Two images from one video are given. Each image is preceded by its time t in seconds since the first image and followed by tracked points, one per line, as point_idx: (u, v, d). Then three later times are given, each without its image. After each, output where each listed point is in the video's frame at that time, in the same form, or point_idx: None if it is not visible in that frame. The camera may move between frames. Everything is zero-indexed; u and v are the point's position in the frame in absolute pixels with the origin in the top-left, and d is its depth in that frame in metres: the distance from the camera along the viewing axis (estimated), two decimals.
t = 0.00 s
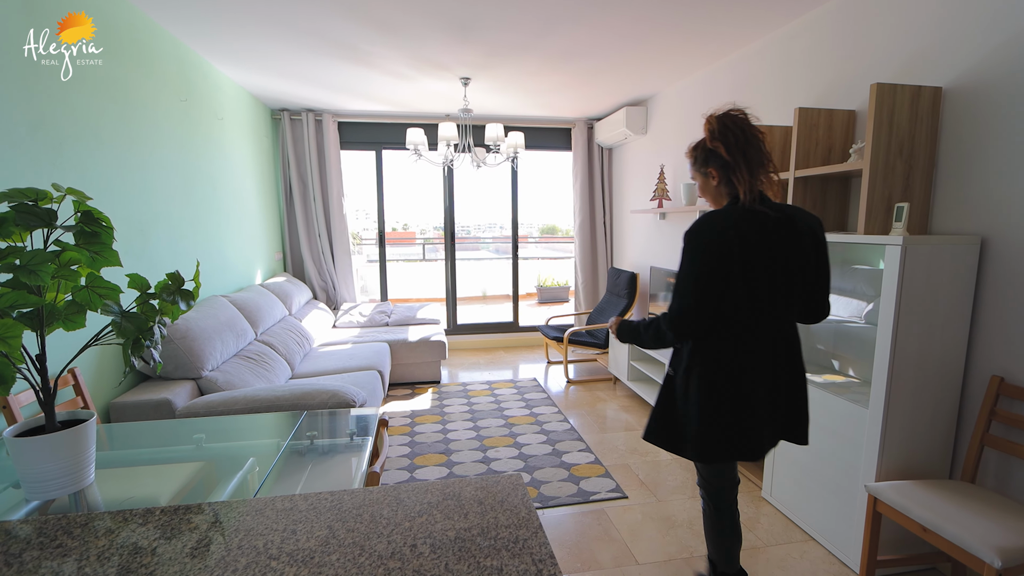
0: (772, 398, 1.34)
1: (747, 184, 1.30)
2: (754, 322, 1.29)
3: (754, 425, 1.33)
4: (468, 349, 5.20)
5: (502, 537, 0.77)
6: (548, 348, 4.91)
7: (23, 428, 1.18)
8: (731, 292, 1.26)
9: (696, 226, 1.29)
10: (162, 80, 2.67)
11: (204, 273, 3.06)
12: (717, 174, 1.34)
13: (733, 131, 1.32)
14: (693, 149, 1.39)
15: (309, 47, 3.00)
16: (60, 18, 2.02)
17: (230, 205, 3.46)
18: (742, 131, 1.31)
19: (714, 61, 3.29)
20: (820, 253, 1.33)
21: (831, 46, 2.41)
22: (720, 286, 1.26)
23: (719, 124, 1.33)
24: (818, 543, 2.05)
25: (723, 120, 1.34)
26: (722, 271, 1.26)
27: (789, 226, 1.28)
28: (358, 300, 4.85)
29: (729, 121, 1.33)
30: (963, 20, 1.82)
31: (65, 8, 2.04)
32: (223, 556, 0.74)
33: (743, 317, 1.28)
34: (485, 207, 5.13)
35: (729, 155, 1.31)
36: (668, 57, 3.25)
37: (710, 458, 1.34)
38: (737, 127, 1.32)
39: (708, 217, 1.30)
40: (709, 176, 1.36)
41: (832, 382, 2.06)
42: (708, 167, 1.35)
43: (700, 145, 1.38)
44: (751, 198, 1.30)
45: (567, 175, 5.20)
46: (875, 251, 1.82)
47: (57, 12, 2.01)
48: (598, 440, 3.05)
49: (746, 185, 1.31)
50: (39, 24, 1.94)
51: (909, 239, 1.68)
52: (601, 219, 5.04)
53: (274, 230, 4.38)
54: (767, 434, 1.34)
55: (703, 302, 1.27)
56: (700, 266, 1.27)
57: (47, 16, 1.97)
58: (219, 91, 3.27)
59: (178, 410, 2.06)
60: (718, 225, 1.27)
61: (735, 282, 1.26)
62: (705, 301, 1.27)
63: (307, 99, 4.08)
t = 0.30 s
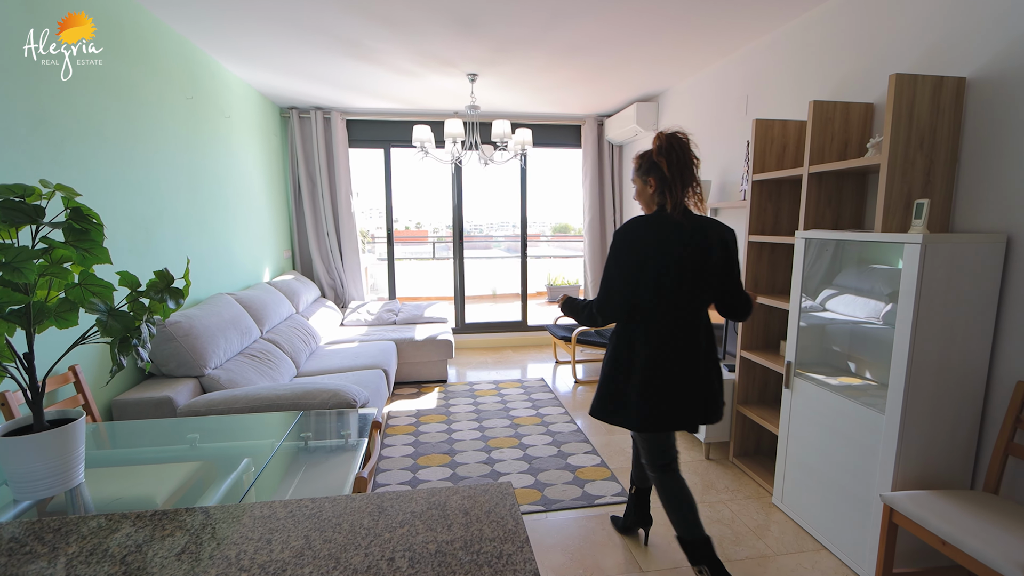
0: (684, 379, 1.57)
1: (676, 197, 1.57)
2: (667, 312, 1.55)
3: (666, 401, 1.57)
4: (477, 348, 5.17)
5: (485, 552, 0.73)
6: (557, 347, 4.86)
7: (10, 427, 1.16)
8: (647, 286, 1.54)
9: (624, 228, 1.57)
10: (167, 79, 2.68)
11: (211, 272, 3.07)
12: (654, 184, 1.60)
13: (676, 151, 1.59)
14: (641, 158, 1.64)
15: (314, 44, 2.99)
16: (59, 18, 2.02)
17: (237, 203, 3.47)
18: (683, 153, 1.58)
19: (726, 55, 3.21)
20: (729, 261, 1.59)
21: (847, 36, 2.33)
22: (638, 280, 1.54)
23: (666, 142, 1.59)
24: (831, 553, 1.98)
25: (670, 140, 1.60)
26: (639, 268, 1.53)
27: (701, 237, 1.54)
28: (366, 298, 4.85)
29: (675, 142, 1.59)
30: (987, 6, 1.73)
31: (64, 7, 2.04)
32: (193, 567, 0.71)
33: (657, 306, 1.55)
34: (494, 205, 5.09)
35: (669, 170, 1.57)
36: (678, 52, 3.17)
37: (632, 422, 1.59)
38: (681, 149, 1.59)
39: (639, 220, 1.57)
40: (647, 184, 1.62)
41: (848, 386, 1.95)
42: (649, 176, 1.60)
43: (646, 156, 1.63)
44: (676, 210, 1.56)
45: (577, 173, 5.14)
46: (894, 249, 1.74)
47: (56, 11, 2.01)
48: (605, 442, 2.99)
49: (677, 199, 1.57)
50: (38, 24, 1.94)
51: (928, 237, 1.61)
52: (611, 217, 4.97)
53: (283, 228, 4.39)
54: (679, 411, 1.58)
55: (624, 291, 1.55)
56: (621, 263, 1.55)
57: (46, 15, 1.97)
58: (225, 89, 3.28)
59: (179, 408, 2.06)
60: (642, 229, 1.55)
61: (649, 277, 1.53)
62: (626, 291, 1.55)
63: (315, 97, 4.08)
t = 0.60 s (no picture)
0: (644, 352, 1.87)
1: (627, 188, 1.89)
2: (629, 295, 1.84)
3: (631, 372, 1.87)
4: (484, 347, 5.14)
5: (467, 570, 0.69)
6: (565, 347, 4.81)
7: None
8: (613, 277, 1.82)
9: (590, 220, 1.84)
10: (171, 77, 2.67)
11: (217, 270, 3.07)
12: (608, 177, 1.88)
13: (624, 145, 1.88)
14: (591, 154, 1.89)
15: (319, 41, 2.96)
16: (59, 18, 2.01)
17: (244, 202, 3.47)
18: (629, 148, 1.88)
19: (738, 49, 3.12)
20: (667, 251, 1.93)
21: (865, 28, 2.24)
22: (607, 269, 1.82)
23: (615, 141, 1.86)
24: (844, 564, 1.90)
25: (617, 138, 1.88)
26: (606, 259, 1.81)
27: (652, 229, 1.86)
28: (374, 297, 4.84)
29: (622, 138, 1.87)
30: None
31: (64, 7, 2.03)
32: None
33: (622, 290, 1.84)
34: (502, 204, 5.05)
35: (620, 162, 1.86)
36: (689, 46, 3.10)
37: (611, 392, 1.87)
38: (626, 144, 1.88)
39: (600, 213, 1.84)
40: (601, 176, 1.89)
41: (865, 390, 1.87)
42: (603, 169, 1.88)
43: (598, 152, 1.89)
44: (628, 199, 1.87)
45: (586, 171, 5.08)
46: (914, 248, 1.65)
47: (56, 11, 1.99)
48: (612, 445, 2.93)
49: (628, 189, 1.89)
50: (38, 24, 1.93)
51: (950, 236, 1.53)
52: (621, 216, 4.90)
53: (291, 226, 4.39)
54: (642, 378, 1.88)
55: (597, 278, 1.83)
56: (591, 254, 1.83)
57: (45, 14, 1.95)
58: (232, 87, 3.27)
59: (180, 407, 2.05)
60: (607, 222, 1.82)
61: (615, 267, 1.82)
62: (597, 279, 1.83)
63: (323, 95, 4.07)
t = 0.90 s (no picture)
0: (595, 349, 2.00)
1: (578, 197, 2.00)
2: (581, 292, 1.96)
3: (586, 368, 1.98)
4: (491, 347, 5.10)
5: None
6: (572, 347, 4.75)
7: None
8: (566, 281, 1.92)
9: (544, 223, 1.88)
10: (173, 75, 2.66)
11: (220, 269, 3.06)
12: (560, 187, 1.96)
13: (577, 157, 1.94)
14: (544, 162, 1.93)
15: (322, 38, 2.94)
16: (59, 18, 1.99)
17: (249, 200, 3.46)
18: (582, 160, 1.94)
19: (750, 43, 3.04)
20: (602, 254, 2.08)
21: (882, 19, 2.15)
22: (565, 269, 1.90)
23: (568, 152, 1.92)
24: None
25: (569, 148, 1.94)
26: (562, 261, 1.90)
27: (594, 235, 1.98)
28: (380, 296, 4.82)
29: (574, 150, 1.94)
30: None
31: (64, 7, 2.01)
32: None
33: (575, 285, 1.94)
34: (509, 202, 5.00)
35: (572, 175, 1.93)
36: (699, 41, 3.02)
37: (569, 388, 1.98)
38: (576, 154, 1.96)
39: (550, 219, 1.90)
40: (553, 186, 1.95)
41: (881, 393, 1.80)
42: (556, 180, 1.94)
43: (552, 161, 1.94)
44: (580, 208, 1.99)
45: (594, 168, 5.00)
46: (934, 248, 1.57)
47: (56, 11, 1.98)
48: (618, 448, 2.88)
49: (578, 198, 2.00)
50: (38, 24, 1.91)
51: (972, 236, 1.45)
52: (630, 214, 4.82)
53: (297, 224, 4.39)
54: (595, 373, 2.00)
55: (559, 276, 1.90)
56: (545, 254, 1.89)
57: (44, 14, 1.93)
58: (236, 85, 3.26)
59: (178, 407, 2.04)
60: (561, 225, 1.89)
61: (569, 266, 1.91)
62: (557, 278, 1.90)
63: (328, 93, 4.05)
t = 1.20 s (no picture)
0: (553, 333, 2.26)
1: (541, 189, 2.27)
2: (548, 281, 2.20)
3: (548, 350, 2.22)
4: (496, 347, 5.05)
5: None
6: (578, 348, 4.69)
7: None
8: (541, 270, 2.12)
9: (525, 216, 2.09)
10: (175, 74, 2.64)
11: (222, 268, 3.05)
12: (531, 180, 2.19)
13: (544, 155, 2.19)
14: (522, 158, 2.11)
15: (324, 35, 2.91)
16: (59, 18, 1.98)
17: (252, 199, 3.45)
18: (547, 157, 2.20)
19: (761, 37, 2.95)
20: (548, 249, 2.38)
21: (900, 9, 2.06)
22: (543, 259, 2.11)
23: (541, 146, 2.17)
24: None
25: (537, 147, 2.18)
26: (540, 252, 2.10)
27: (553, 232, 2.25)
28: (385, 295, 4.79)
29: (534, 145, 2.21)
30: None
31: (63, 7, 1.99)
32: None
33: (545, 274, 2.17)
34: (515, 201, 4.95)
35: (544, 170, 2.16)
36: (709, 35, 2.94)
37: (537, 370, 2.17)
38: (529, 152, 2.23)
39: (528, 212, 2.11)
40: (526, 178, 2.15)
41: (896, 398, 1.71)
42: (529, 173, 2.15)
43: (527, 156, 2.13)
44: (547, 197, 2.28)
45: (601, 167, 4.94)
46: (953, 247, 1.49)
47: (56, 11, 1.96)
48: (622, 452, 2.81)
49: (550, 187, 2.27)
50: (38, 24, 1.90)
51: (994, 235, 1.37)
52: (638, 213, 4.74)
53: (302, 223, 4.38)
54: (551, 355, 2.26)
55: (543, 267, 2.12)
56: (526, 244, 2.08)
57: (44, 13, 1.92)
58: (239, 83, 3.25)
59: (173, 408, 2.02)
60: (538, 218, 2.10)
61: (544, 256, 2.12)
62: (536, 267, 2.10)
63: (333, 91, 4.03)
